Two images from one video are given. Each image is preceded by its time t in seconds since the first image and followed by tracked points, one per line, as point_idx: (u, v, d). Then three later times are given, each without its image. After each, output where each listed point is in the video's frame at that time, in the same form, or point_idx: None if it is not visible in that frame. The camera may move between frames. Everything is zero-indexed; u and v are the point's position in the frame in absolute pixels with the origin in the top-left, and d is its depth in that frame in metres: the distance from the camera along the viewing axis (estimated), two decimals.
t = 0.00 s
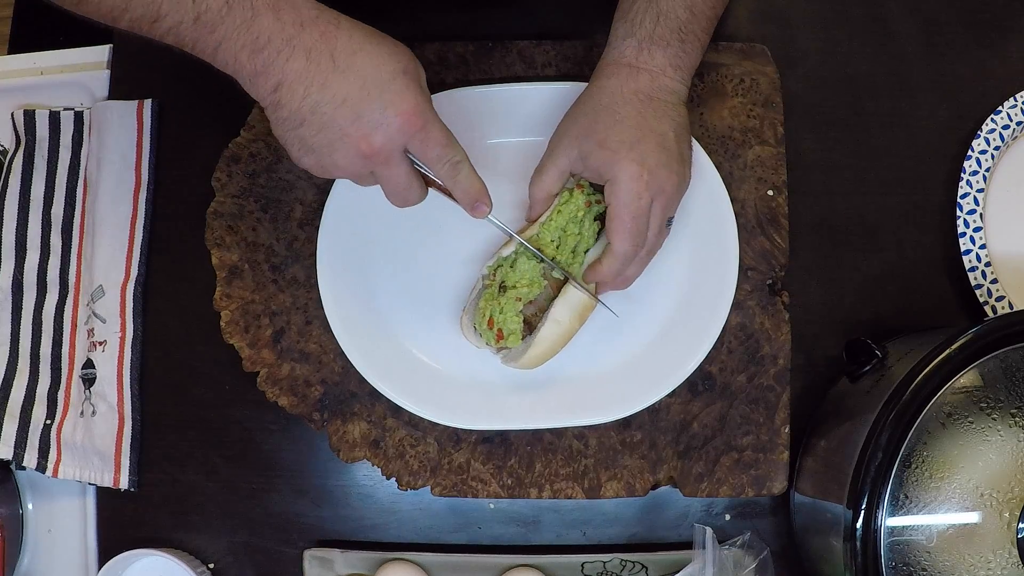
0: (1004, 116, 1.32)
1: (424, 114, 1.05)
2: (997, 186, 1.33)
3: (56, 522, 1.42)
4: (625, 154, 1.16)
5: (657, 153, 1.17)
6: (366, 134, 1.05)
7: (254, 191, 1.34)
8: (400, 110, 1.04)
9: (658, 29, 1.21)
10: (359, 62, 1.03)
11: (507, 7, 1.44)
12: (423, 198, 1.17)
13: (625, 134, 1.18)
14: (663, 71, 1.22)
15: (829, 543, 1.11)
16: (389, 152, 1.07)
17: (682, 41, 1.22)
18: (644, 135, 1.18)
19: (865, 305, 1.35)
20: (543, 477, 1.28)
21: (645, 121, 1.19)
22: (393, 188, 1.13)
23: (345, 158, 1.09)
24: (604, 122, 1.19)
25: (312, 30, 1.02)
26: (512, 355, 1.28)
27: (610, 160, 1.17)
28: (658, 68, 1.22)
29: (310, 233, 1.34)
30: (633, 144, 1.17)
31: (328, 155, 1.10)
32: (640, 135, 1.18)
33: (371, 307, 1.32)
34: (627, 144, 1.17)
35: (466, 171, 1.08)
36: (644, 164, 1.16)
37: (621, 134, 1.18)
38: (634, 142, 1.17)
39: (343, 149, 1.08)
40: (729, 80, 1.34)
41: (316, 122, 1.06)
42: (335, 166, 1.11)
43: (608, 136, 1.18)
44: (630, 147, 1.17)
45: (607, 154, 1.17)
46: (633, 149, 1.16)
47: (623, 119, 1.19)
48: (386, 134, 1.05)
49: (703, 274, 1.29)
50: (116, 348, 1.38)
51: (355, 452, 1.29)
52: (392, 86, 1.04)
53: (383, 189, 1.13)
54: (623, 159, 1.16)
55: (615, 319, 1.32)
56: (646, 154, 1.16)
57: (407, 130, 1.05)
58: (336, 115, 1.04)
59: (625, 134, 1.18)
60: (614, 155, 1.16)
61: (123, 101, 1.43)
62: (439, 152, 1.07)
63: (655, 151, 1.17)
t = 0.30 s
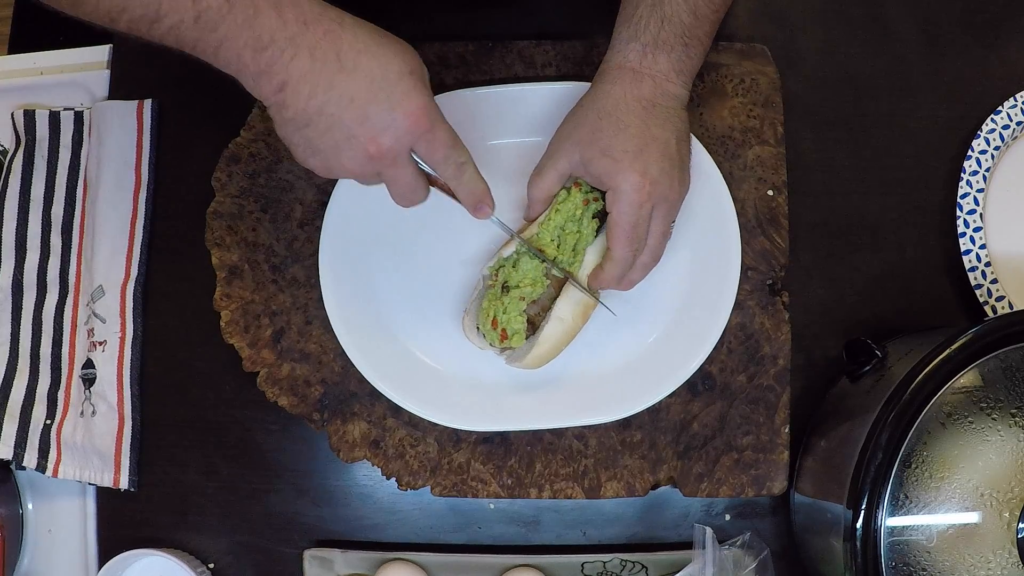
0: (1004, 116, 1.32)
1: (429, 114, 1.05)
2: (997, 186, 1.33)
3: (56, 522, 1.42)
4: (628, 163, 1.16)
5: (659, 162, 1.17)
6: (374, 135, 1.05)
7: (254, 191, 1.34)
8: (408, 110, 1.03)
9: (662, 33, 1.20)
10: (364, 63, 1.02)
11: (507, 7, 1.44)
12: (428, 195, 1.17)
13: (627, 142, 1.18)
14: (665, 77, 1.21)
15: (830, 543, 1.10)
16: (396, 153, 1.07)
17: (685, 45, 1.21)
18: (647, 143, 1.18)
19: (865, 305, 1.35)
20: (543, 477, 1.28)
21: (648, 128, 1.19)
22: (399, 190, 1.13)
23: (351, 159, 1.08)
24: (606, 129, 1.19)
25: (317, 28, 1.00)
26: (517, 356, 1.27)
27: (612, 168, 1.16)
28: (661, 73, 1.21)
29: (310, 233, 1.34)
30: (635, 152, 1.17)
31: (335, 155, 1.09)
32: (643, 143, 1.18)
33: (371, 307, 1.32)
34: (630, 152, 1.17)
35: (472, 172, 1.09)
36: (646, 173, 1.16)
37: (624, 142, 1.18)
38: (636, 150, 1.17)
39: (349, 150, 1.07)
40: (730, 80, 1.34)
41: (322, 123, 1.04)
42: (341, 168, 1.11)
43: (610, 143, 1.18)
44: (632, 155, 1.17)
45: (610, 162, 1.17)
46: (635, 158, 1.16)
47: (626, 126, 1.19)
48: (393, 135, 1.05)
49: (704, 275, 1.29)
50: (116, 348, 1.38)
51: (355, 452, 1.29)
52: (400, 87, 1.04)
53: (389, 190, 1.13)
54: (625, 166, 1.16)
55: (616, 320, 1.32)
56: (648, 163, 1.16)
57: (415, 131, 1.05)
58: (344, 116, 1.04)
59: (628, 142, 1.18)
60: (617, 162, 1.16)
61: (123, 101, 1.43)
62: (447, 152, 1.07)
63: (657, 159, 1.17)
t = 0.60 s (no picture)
0: (1004, 116, 1.32)
1: (419, 110, 1.04)
2: (997, 186, 1.33)
3: (56, 522, 1.42)
4: (627, 165, 1.16)
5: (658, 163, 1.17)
6: (364, 132, 1.04)
7: (254, 191, 1.34)
8: (398, 107, 1.03)
9: (661, 35, 1.20)
10: (354, 58, 1.01)
11: (507, 7, 1.44)
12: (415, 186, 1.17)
13: (626, 144, 1.18)
14: (664, 79, 1.21)
15: (830, 543, 1.10)
16: (385, 150, 1.07)
17: (684, 46, 1.21)
18: (646, 144, 1.18)
19: (866, 305, 1.35)
20: (543, 477, 1.28)
21: (647, 130, 1.19)
22: (389, 182, 1.13)
23: (339, 155, 1.08)
24: (605, 131, 1.19)
25: (305, 20, 0.99)
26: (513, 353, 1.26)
27: (611, 171, 1.16)
28: (659, 74, 1.21)
29: (310, 233, 1.35)
30: (634, 154, 1.17)
31: (323, 150, 1.08)
32: (642, 145, 1.18)
33: (371, 308, 1.32)
34: (629, 154, 1.17)
35: (461, 167, 1.09)
36: (645, 174, 1.16)
37: (623, 144, 1.18)
38: (635, 152, 1.17)
39: (339, 146, 1.07)
40: (730, 80, 1.34)
41: (311, 119, 1.04)
42: (330, 162, 1.10)
43: (609, 145, 1.18)
44: (631, 157, 1.17)
45: (609, 163, 1.17)
46: (635, 160, 1.16)
47: (625, 128, 1.19)
48: (382, 132, 1.04)
49: (704, 275, 1.29)
50: (116, 348, 1.38)
51: (355, 452, 1.29)
52: (389, 83, 1.02)
53: (378, 184, 1.13)
54: (624, 168, 1.16)
55: (616, 319, 1.32)
56: (647, 164, 1.16)
57: (405, 128, 1.04)
58: (332, 112, 1.03)
59: (626, 143, 1.18)
60: (615, 164, 1.16)
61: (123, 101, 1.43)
62: (436, 150, 1.07)
63: (657, 161, 1.17)
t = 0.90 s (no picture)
0: (1004, 116, 1.32)
1: (425, 119, 1.05)
2: (997, 186, 1.33)
3: (56, 522, 1.42)
4: (627, 167, 1.16)
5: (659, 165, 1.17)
6: (370, 140, 1.05)
7: (254, 191, 1.34)
8: (403, 115, 1.04)
9: (660, 35, 1.20)
10: (360, 69, 1.02)
11: (508, 7, 1.44)
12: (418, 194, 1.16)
13: (626, 146, 1.18)
14: (664, 80, 1.21)
15: (829, 543, 1.10)
16: (391, 158, 1.07)
17: (683, 47, 1.20)
18: (645, 146, 1.18)
19: (865, 305, 1.35)
20: (543, 477, 1.28)
21: (646, 132, 1.19)
22: (394, 189, 1.13)
23: (346, 162, 1.09)
24: (605, 133, 1.19)
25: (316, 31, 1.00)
26: (513, 355, 1.27)
27: (611, 173, 1.17)
28: (658, 76, 1.21)
29: (310, 233, 1.35)
30: (634, 156, 1.17)
31: (330, 158, 1.09)
32: (641, 147, 1.18)
33: (371, 308, 1.32)
34: (628, 156, 1.17)
35: (468, 175, 1.09)
36: (645, 176, 1.16)
37: (623, 146, 1.18)
38: (634, 153, 1.17)
39: (345, 153, 1.08)
40: (730, 80, 1.34)
41: (319, 126, 1.04)
42: (336, 169, 1.11)
43: (608, 147, 1.18)
44: (631, 159, 1.17)
45: (609, 165, 1.17)
46: (635, 161, 1.16)
47: (624, 130, 1.19)
48: (388, 139, 1.05)
49: (703, 276, 1.29)
50: (116, 348, 1.38)
51: (355, 452, 1.29)
52: (396, 92, 1.04)
53: (385, 191, 1.13)
54: (624, 170, 1.16)
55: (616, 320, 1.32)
56: (648, 166, 1.17)
57: (409, 136, 1.05)
58: (338, 120, 1.04)
59: (626, 145, 1.18)
60: (615, 166, 1.16)
61: (123, 101, 1.43)
62: (441, 156, 1.07)
63: (657, 164, 1.17)
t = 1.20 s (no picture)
0: (1004, 116, 1.32)
1: (448, 132, 1.08)
2: (997, 186, 1.34)
3: (56, 522, 1.42)
4: (624, 167, 1.16)
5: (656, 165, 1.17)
6: (395, 151, 1.08)
7: (254, 191, 1.34)
8: (428, 129, 1.07)
9: (658, 35, 1.20)
10: (390, 86, 1.06)
11: (508, 7, 1.44)
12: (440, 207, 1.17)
13: (624, 146, 1.18)
14: (662, 79, 1.21)
15: (829, 543, 1.11)
16: (416, 169, 1.09)
17: (681, 47, 1.20)
18: (643, 146, 1.18)
19: (866, 305, 1.35)
20: (544, 477, 1.28)
21: (644, 132, 1.19)
22: (417, 200, 1.14)
23: (373, 173, 1.11)
24: (603, 133, 1.19)
25: (340, 45, 1.04)
26: (514, 356, 1.27)
27: (608, 172, 1.16)
28: (657, 75, 1.21)
29: (310, 233, 1.35)
30: (632, 156, 1.17)
31: (358, 169, 1.12)
32: (639, 147, 1.18)
33: (371, 308, 1.32)
34: (626, 156, 1.17)
35: (486, 188, 1.10)
36: (643, 175, 1.16)
37: (621, 146, 1.18)
38: (632, 153, 1.17)
39: (372, 164, 1.10)
40: (730, 80, 1.34)
41: (347, 139, 1.08)
42: (364, 179, 1.13)
43: (606, 147, 1.18)
44: (629, 159, 1.17)
45: (607, 164, 1.17)
46: (633, 161, 1.16)
47: (622, 129, 1.19)
48: (413, 151, 1.07)
49: (703, 276, 1.29)
50: (116, 348, 1.38)
51: (355, 452, 1.29)
52: (424, 108, 1.07)
53: (409, 201, 1.14)
54: (622, 170, 1.16)
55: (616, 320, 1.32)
56: (645, 165, 1.16)
57: (432, 148, 1.08)
58: (366, 132, 1.07)
59: (625, 145, 1.18)
60: (613, 165, 1.16)
61: (123, 101, 1.43)
62: (462, 169, 1.09)
63: (655, 164, 1.17)
